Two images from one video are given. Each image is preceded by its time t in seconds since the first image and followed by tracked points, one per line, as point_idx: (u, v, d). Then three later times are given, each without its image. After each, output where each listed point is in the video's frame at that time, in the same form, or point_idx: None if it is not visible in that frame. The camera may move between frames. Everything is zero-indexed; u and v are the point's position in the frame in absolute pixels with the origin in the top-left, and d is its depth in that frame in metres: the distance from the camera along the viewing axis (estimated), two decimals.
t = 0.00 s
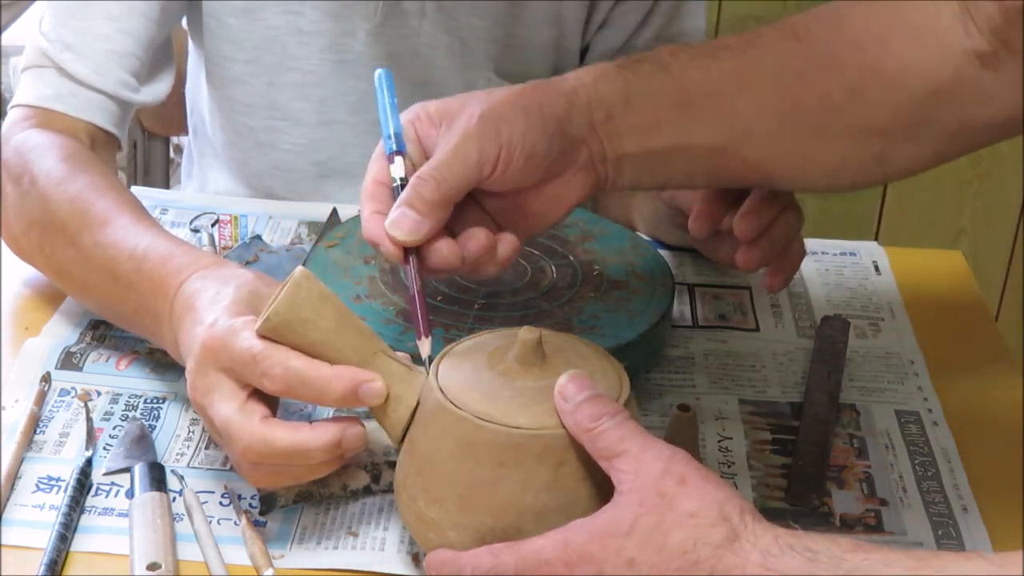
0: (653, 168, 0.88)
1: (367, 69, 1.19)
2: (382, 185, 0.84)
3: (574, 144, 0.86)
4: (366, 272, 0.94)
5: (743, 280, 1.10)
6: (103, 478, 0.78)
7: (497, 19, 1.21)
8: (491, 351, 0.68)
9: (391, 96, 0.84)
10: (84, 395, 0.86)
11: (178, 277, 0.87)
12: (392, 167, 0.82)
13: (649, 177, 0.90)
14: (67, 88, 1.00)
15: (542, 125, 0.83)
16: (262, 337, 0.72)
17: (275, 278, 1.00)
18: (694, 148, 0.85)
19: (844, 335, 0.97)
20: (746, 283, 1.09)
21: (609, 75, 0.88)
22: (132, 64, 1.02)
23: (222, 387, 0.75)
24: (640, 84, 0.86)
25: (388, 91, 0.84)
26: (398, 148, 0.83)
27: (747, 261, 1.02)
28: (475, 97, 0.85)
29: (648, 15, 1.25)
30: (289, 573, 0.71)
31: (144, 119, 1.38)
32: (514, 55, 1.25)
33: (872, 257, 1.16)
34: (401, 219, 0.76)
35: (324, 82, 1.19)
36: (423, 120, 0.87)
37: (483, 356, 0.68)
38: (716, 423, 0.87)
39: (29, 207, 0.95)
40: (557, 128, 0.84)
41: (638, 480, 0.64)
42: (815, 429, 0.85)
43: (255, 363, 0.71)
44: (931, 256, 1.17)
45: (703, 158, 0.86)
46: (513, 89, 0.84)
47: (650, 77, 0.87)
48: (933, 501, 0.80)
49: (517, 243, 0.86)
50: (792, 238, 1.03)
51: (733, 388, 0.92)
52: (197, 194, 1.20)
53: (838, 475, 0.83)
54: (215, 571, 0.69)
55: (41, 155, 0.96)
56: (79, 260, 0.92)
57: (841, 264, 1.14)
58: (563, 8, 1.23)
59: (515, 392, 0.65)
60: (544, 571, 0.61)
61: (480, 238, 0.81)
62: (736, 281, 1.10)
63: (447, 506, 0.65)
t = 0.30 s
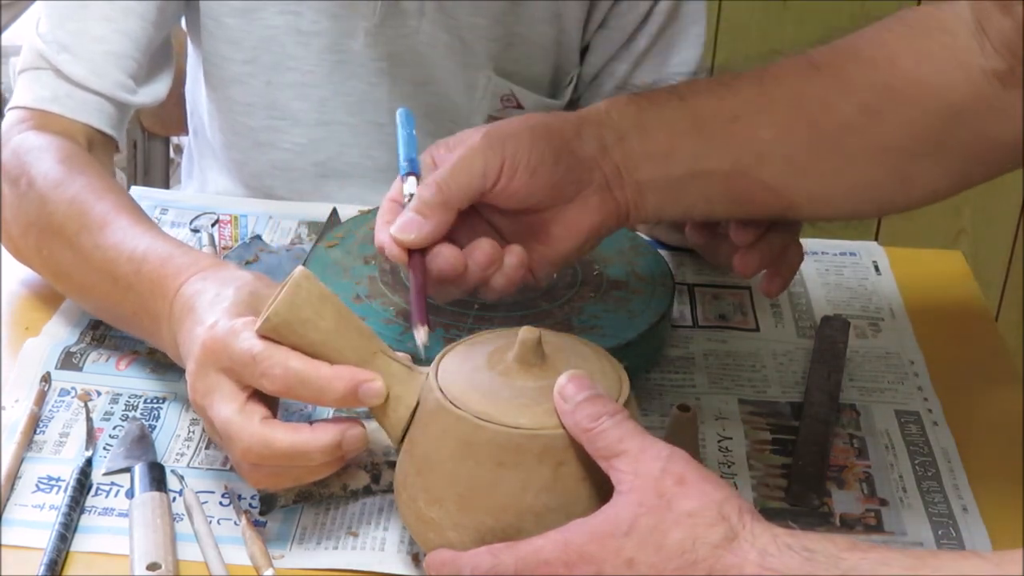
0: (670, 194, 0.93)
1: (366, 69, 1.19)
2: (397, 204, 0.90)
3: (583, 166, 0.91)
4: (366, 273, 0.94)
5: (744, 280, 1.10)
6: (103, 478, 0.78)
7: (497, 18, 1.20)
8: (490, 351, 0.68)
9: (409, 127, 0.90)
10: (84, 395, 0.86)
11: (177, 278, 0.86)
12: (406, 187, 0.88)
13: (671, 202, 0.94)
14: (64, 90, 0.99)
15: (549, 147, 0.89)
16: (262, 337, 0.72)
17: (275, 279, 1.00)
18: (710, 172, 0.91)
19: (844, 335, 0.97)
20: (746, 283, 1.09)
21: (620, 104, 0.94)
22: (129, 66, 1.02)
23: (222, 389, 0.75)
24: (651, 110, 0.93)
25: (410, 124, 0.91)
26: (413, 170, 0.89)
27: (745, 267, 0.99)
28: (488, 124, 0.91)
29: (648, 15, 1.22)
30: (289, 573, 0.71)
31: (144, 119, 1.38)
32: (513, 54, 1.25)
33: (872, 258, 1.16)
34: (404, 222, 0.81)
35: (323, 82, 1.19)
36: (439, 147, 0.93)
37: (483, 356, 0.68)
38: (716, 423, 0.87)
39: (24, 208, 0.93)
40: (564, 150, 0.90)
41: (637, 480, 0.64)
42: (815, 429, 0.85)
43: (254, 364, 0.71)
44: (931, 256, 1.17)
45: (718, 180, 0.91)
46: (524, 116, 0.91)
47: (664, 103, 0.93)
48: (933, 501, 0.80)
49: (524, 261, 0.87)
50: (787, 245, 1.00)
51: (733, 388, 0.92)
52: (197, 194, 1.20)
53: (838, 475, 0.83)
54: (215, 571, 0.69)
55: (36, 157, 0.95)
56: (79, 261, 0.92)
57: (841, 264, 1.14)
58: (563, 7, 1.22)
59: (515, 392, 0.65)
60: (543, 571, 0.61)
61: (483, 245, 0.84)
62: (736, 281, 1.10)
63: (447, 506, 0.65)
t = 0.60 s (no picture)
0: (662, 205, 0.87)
1: (364, 72, 1.19)
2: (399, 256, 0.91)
3: (559, 196, 0.87)
4: (366, 273, 0.94)
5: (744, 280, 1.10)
6: (103, 478, 0.78)
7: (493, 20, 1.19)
8: (490, 351, 0.68)
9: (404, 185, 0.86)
10: (84, 395, 0.86)
11: (175, 281, 0.86)
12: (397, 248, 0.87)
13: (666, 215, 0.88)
14: (58, 94, 0.99)
15: (516, 181, 0.86)
16: (261, 338, 0.72)
17: (274, 279, 1.00)
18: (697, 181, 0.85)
19: (844, 335, 0.97)
20: (746, 283, 1.09)
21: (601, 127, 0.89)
22: (123, 69, 1.02)
23: (222, 391, 0.74)
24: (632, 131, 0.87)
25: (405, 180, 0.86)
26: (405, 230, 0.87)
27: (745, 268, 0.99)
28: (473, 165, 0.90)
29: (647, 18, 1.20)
30: (289, 573, 0.71)
31: (144, 119, 1.38)
32: (512, 56, 1.23)
33: (872, 258, 1.16)
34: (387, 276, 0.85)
35: (321, 85, 1.19)
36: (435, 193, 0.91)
37: (483, 356, 0.68)
38: (716, 423, 0.87)
39: (18, 213, 0.93)
40: (534, 182, 0.86)
41: (637, 480, 0.63)
42: (815, 429, 0.85)
43: (254, 365, 0.71)
44: (931, 256, 1.17)
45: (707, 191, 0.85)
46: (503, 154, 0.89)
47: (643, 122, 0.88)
48: (932, 501, 0.80)
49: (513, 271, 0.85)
50: (787, 247, 1.00)
51: (733, 388, 0.92)
52: (196, 194, 1.20)
53: (838, 475, 0.83)
54: (215, 571, 0.69)
55: (30, 160, 0.94)
56: (76, 264, 0.92)
57: (841, 264, 1.14)
58: (561, 7, 1.20)
59: (514, 392, 0.65)
60: (543, 571, 0.61)
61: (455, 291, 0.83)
62: (736, 281, 1.10)
63: (447, 506, 0.65)
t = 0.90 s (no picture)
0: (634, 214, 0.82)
1: (363, 77, 1.19)
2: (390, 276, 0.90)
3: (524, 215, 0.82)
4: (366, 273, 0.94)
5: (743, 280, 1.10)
6: (103, 478, 0.78)
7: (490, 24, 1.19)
8: (490, 351, 0.68)
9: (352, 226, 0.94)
10: (84, 395, 0.86)
11: (173, 285, 0.86)
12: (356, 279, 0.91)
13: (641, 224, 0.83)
14: (52, 102, 0.97)
15: (475, 208, 0.82)
16: (262, 339, 0.72)
17: (274, 280, 1.00)
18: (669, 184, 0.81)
19: (844, 335, 0.97)
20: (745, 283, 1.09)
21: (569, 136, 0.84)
22: (117, 77, 1.00)
23: (222, 393, 0.74)
24: (597, 134, 0.83)
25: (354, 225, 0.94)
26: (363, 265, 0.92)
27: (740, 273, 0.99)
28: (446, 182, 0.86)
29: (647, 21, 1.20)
30: (289, 573, 0.71)
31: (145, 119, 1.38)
32: (510, 61, 1.22)
33: (872, 258, 1.16)
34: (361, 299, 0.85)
35: (320, 90, 1.19)
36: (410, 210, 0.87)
37: (483, 356, 0.68)
38: (716, 423, 0.87)
39: (15, 220, 0.93)
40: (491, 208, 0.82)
41: (637, 480, 0.63)
42: (815, 429, 0.85)
43: (254, 365, 0.71)
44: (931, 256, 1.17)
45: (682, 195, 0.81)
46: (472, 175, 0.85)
47: (608, 124, 0.83)
48: (932, 501, 0.80)
49: (487, 291, 0.84)
50: (785, 249, 0.99)
51: (733, 388, 0.92)
52: (197, 194, 1.20)
53: (838, 475, 0.83)
54: (215, 571, 0.69)
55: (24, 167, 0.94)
56: (72, 271, 0.91)
57: (840, 264, 1.14)
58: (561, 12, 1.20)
59: (515, 392, 0.65)
60: (542, 571, 0.61)
61: (431, 312, 0.82)
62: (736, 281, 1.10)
63: (447, 506, 0.65)
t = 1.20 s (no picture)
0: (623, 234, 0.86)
1: (348, 88, 1.19)
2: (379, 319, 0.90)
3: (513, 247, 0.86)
4: (366, 273, 0.94)
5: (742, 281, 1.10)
6: (103, 478, 0.78)
7: (477, 36, 1.17)
8: (490, 351, 0.68)
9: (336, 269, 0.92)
10: (84, 395, 0.86)
11: (167, 290, 0.86)
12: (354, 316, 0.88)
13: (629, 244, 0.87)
14: (28, 118, 0.91)
15: (463, 241, 0.85)
16: (262, 339, 0.72)
17: (274, 281, 1.01)
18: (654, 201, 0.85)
19: (844, 336, 0.98)
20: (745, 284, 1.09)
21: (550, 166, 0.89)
22: (96, 92, 0.98)
23: (221, 395, 0.74)
24: (581, 159, 0.88)
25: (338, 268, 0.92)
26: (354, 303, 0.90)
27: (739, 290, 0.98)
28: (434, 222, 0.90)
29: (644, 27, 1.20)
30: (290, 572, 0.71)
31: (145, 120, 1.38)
32: (499, 71, 1.21)
33: (872, 258, 1.16)
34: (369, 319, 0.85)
35: (305, 103, 1.19)
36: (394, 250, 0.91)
37: (483, 356, 0.68)
38: (716, 423, 0.87)
39: None
40: (478, 242, 0.85)
41: (637, 479, 0.63)
42: (815, 429, 0.85)
43: (254, 364, 0.71)
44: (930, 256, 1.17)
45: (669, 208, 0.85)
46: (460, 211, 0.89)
47: (590, 148, 0.88)
48: (933, 501, 0.80)
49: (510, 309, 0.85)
50: (782, 262, 0.99)
51: (733, 389, 0.92)
52: (197, 194, 1.20)
53: (838, 475, 0.83)
54: (215, 571, 0.69)
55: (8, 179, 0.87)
56: (58, 282, 0.89)
57: (841, 264, 1.14)
58: (552, 23, 1.17)
59: (515, 392, 0.65)
60: (542, 570, 0.61)
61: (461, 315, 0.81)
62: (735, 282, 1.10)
63: (447, 505, 0.65)
